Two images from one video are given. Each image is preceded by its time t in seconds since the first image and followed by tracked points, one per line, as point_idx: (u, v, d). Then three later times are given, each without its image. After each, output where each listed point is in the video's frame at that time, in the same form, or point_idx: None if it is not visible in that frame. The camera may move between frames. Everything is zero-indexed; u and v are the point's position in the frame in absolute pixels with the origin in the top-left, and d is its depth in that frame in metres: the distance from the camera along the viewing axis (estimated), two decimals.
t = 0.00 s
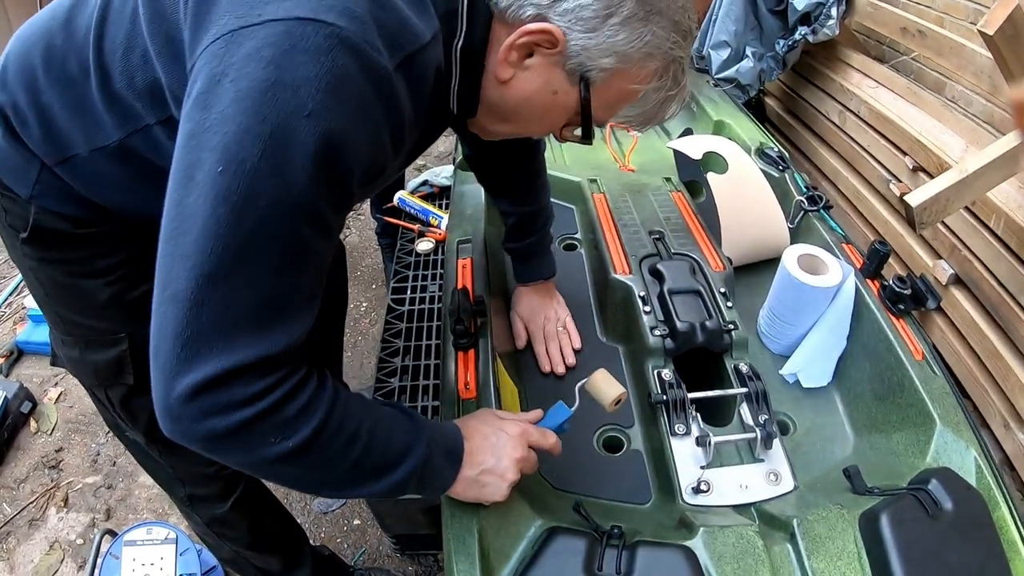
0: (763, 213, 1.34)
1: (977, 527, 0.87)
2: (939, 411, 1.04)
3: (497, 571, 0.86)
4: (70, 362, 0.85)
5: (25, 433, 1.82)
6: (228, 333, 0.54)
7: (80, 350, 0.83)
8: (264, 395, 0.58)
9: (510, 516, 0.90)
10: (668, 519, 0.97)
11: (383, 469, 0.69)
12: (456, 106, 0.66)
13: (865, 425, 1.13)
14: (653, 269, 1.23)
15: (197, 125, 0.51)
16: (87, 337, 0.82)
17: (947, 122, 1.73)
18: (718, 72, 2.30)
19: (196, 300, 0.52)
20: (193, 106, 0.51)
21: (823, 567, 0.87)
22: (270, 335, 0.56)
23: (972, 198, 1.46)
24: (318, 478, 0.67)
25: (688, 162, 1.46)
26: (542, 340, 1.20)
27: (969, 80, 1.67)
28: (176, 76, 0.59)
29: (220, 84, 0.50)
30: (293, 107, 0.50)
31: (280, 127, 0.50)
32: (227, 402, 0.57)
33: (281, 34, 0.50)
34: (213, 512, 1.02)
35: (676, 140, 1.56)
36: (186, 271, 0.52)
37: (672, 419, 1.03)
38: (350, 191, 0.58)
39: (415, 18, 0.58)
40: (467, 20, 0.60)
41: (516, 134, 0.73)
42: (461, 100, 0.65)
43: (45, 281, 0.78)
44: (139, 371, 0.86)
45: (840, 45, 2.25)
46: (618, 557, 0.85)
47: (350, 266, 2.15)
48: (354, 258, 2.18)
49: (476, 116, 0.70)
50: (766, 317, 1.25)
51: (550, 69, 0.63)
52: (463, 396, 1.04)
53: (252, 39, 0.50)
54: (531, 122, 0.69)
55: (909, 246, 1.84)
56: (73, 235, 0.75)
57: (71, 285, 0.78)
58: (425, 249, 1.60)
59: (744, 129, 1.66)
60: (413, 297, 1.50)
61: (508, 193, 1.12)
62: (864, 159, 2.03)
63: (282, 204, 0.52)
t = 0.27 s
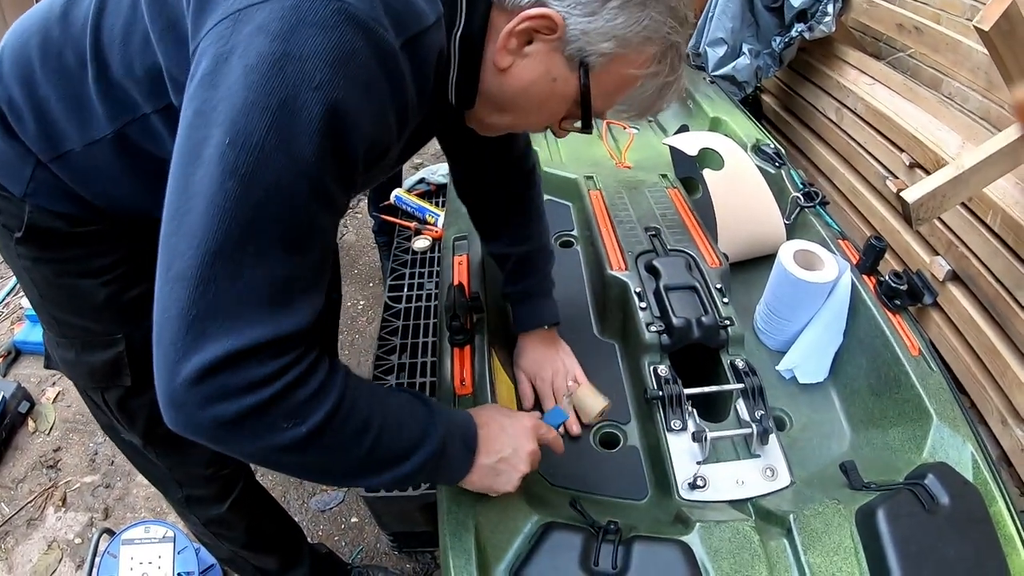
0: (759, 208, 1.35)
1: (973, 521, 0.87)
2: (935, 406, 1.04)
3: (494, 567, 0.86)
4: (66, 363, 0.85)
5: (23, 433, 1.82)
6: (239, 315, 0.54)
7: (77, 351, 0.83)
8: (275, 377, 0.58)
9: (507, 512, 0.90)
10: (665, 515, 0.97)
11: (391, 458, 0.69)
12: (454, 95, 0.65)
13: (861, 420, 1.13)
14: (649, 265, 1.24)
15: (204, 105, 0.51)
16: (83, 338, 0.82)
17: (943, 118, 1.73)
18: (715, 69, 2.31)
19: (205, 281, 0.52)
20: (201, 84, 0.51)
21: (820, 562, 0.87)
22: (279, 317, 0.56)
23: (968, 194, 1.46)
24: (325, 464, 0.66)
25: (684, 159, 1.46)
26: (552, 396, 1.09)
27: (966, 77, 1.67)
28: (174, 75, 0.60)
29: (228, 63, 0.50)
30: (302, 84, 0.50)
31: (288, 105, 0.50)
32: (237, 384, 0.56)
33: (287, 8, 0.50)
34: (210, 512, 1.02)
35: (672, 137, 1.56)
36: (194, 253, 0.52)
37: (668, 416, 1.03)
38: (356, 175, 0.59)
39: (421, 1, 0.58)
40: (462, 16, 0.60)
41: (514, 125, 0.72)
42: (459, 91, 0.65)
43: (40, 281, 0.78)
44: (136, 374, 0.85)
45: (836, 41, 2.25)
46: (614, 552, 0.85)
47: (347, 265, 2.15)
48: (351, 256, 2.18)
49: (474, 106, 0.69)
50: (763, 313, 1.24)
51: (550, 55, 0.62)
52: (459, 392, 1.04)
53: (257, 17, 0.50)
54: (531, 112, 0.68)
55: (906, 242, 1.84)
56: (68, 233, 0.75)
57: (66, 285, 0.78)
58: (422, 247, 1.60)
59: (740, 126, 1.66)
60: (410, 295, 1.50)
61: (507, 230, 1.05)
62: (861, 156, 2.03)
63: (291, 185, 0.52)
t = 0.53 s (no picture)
0: (756, 207, 1.35)
1: (972, 519, 0.87)
2: (933, 405, 1.04)
3: (494, 567, 0.87)
4: (62, 376, 0.85)
5: (22, 434, 1.82)
6: (393, 280, 0.46)
7: (75, 364, 0.82)
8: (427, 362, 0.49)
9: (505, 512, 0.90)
10: (663, 514, 0.97)
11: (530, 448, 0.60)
12: (462, 81, 0.64)
13: (859, 419, 1.13)
14: (646, 264, 1.24)
15: (281, 79, 0.45)
16: (82, 349, 0.82)
17: (942, 116, 1.73)
18: (713, 68, 2.31)
19: (343, 265, 0.44)
20: (264, 61, 0.46)
21: (818, 561, 0.87)
22: (422, 291, 0.48)
23: (966, 193, 1.46)
24: (454, 487, 0.57)
25: (681, 157, 1.46)
26: (532, 291, 1.22)
27: (963, 75, 1.67)
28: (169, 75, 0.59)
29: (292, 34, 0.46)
30: (389, 37, 0.47)
31: (378, 59, 0.47)
32: (394, 375, 0.47)
33: None
34: (211, 518, 1.02)
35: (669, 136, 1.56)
36: (323, 236, 0.43)
37: (666, 414, 1.03)
38: (432, 137, 0.55)
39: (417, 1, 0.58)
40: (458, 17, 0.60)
41: (517, 109, 0.70)
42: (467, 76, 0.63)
43: (36, 293, 0.78)
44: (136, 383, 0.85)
45: (834, 40, 2.26)
46: (612, 550, 0.85)
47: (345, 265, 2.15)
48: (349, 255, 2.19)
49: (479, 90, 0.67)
50: (761, 312, 1.24)
51: (561, 36, 0.62)
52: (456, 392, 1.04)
53: None
54: (537, 93, 0.67)
55: (904, 241, 1.84)
56: (64, 241, 0.75)
57: (63, 296, 0.78)
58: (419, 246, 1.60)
59: (738, 125, 1.66)
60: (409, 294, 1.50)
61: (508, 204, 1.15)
62: (859, 155, 2.03)
63: (397, 141, 0.47)
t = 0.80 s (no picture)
0: (756, 212, 1.35)
1: (970, 524, 0.88)
2: (932, 409, 1.05)
3: (493, 570, 0.86)
4: (68, 396, 0.85)
5: (22, 437, 1.82)
6: (521, 237, 0.52)
7: (85, 382, 0.84)
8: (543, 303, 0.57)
9: (505, 517, 0.90)
10: (663, 519, 0.97)
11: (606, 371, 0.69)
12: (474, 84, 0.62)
13: (859, 423, 1.13)
14: (646, 269, 1.24)
15: (415, 117, 0.49)
16: (93, 368, 0.83)
17: (941, 119, 1.73)
18: (712, 71, 2.31)
19: (499, 249, 0.51)
20: (373, 68, 0.49)
21: (818, 566, 0.88)
22: (548, 256, 0.55)
23: (966, 196, 1.46)
24: (558, 416, 0.65)
25: (681, 161, 1.46)
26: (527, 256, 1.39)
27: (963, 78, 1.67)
28: (169, 85, 0.59)
29: (392, 37, 0.49)
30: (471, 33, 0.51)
31: (464, 72, 0.50)
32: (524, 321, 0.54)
33: None
34: (217, 530, 1.02)
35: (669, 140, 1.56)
36: (484, 230, 0.50)
37: (666, 420, 1.03)
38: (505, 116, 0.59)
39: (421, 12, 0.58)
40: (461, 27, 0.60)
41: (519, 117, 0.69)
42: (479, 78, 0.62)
43: (47, 311, 0.79)
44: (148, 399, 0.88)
45: (834, 43, 2.26)
46: (612, 558, 0.85)
47: (344, 268, 2.15)
48: (349, 258, 2.19)
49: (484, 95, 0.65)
50: (761, 317, 1.24)
51: (572, 46, 0.63)
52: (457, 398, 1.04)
53: None
54: (543, 101, 0.67)
55: (903, 244, 1.84)
56: (75, 256, 0.78)
57: (74, 312, 0.80)
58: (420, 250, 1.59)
59: (737, 128, 1.66)
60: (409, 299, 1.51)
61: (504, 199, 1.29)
62: (858, 157, 2.03)
63: (516, 138, 0.54)
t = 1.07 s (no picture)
0: (759, 210, 1.35)
1: (974, 523, 0.87)
2: (936, 408, 1.04)
3: (497, 570, 0.86)
4: (75, 398, 0.84)
5: (24, 434, 1.81)
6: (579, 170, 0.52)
7: (94, 384, 0.82)
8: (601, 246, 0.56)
9: (507, 516, 0.90)
10: (667, 517, 0.97)
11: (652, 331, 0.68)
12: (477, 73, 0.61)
13: (862, 422, 1.13)
14: (650, 267, 1.23)
15: (470, 75, 0.48)
16: (103, 368, 0.83)
17: (944, 118, 1.73)
18: (715, 69, 2.31)
19: (558, 189, 0.50)
20: (414, 35, 0.49)
21: (821, 564, 0.87)
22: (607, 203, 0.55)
23: (969, 195, 1.46)
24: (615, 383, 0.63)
25: (684, 159, 1.46)
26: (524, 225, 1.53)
27: (966, 77, 1.67)
28: (180, 79, 0.59)
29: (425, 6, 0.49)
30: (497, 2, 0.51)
31: (488, 48, 0.49)
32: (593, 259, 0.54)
33: None
34: (223, 531, 1.01)
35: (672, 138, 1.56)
36: (546, 170, 0.50)
37: (669, 418, 1.03)
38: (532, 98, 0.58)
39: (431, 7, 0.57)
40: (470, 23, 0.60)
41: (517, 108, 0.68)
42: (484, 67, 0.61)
43: (55, 311, 0.79)
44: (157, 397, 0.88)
45: (837, 41, 2.26)
46: (616, 557, 0.85)
47: (346, 266, 2.15)
48: (350, 256, 2.18)
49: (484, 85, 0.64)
50: (764, 315, 1.24)
51: (575, 37, 0.64)
52: (461, 397, 1.03)
53: None
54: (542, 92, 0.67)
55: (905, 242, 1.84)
56: (85, 252, 0.77)
57: (85, 311, 0.80)
58: (422, 247, 1.59)
59: (740, 126, 1.66)
60: (410, 297, 1.50)
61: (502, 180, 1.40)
62: (860, 156, 2.03)
63: (555, 97, 0.54)
